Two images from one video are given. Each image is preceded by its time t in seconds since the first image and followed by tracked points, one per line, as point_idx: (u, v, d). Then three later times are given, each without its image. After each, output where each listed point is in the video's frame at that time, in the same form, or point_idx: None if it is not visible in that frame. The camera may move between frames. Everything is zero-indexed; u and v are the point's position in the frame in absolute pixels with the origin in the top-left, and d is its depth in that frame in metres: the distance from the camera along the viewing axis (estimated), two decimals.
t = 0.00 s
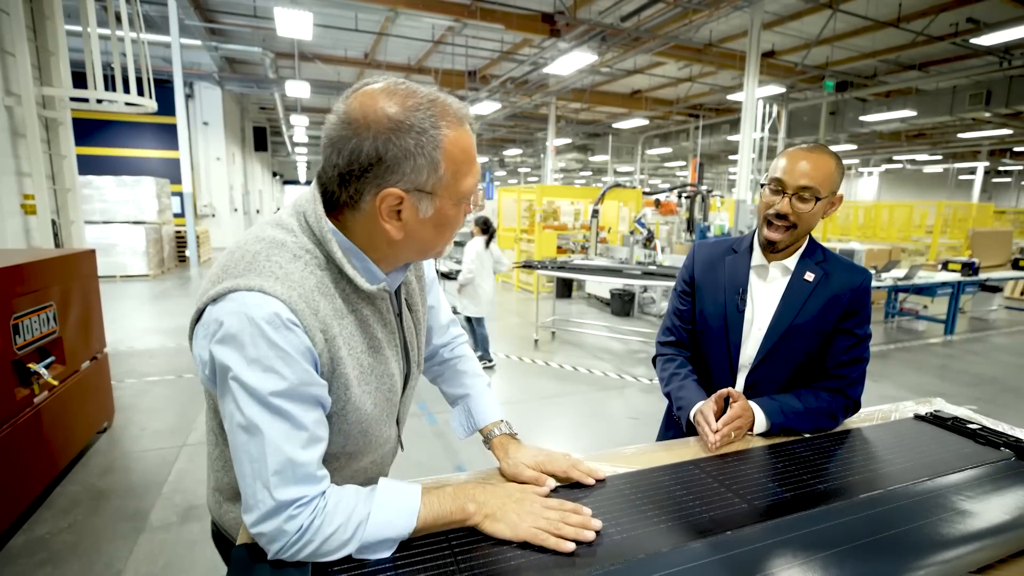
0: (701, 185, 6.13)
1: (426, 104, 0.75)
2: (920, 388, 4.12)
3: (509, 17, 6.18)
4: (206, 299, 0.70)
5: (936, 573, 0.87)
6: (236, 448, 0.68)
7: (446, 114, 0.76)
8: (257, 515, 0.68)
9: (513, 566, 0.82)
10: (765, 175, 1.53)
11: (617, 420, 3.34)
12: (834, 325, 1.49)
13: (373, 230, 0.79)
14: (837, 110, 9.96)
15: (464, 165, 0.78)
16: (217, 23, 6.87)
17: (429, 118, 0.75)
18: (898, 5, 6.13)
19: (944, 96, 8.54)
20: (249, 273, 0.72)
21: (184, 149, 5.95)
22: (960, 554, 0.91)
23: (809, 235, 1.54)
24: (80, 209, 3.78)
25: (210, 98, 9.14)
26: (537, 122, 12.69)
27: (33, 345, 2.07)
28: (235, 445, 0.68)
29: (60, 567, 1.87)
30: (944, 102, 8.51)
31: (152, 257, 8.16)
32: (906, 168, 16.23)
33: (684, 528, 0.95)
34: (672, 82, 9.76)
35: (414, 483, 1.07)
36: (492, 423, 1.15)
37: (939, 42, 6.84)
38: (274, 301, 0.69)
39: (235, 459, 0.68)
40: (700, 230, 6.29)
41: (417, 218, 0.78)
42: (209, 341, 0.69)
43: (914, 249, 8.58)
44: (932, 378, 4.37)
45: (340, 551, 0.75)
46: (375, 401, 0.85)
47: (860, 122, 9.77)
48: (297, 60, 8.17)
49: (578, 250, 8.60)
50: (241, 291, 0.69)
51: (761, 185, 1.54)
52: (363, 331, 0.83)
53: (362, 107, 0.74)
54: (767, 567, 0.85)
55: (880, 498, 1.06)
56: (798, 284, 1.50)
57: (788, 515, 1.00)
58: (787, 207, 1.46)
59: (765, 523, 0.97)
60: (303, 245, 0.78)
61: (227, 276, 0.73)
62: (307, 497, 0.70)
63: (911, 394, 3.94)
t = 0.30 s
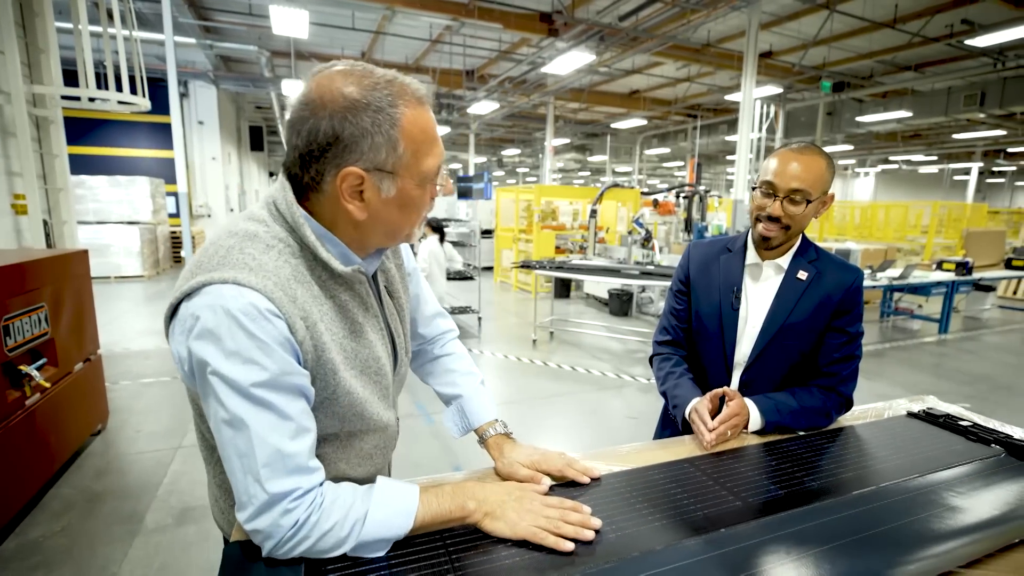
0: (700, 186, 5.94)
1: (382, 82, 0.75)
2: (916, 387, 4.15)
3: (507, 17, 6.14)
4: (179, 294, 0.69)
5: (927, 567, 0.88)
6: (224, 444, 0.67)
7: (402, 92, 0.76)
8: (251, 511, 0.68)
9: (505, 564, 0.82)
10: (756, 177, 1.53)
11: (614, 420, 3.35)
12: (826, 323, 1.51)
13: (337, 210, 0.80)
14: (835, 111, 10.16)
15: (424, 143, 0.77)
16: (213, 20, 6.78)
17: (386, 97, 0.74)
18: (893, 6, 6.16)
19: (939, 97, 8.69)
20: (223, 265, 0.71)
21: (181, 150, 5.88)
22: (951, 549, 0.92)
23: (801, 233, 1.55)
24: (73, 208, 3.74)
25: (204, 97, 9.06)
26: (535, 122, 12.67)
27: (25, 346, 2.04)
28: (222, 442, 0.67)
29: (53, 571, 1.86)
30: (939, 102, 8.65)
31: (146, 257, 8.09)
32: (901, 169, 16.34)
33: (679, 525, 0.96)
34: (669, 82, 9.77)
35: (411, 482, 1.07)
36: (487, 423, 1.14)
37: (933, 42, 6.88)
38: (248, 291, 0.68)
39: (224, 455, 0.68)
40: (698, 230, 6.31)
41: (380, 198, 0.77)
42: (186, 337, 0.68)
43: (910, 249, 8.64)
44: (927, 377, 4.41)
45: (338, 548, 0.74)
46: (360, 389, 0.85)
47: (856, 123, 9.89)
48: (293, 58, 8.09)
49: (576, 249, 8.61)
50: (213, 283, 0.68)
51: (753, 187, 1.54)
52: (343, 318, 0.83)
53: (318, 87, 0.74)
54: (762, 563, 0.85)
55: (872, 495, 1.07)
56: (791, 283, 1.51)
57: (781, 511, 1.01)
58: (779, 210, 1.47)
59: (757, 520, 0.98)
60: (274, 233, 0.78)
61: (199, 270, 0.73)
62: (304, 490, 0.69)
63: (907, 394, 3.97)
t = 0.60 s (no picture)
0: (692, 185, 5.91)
1: (348, 72, 0.75)
2: (906, 385, 4.19)
3: (499, 15, 6.11)
4: (148, 301, 0.69)
5: (913, 563, 0.90)
6: (209, 457, 0.66)
7: (370, 82, 0.76)
8: (245, 525, 0.67)
9: (499, 565, 0.83)
10: (722, 170, 1.60)
11: (607, 418, 3.37)
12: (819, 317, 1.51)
13: (309, 206, 0.79)
14: (826, 111, 10.22)
15: (395, 133, 0.77)
16: (203, 18, 6.73)
17: (354, 87, 0.74)
18: (884, 6, 6.20)
19: (928, 98, 8.72)
20: (191, 270, 0.71)
21: (170, 149, 5.84)
22: (937, 545, 0.94)
23: (778, 221, 1.56)
24: (60, 208, 3.71)
25: (194, 95, 8.99)
26: (528, 121, 12.68)
27: (11, 347, 2.02)
28: (207, 457, 0.67)
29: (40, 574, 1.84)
30: (928, 102, 8.71)
31: (136, 257, 8.04)
32: (892, 168, 16.47)
33: (671, 524, 0.96)
34: (662, 82, 9.79)
35: (400, 485, 1.07)
36: (476, 423, 1.14)
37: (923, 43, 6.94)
38: (219, 294, 0.68)
39: (210, 470, 0.67)
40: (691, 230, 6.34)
41: (352, 191, 0.77)
42: (161, 346, 0.68)
43: (900, 248, 8.72)
44: (916, 375, 4.46)
45: (341, 560, 0.74)
46: (338, 390, 0.85)
47: (847, 122, 9.94)
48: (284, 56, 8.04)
49: (569, 249, 8.61)
50: (183, 290, 0.68)
51: (720, 178, 1.61)
52: (317, 317, 0.83)
53: (281, 78, 0.74)
54: (749, 560, 0.86)
55: (862, 492, 1.08)
56: (780, 275, 1.52)
57: (772, 509, 1.01)
58: (742, 194, 1.52)
59: (748, 518, 0.98)
60: (242, 234, 0.78)
61: (166, 277, 0.72)
62: (300, 498, 0.69)
63: (896, 391, 4.01)
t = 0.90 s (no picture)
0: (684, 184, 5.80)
1: (348, 70, 0.75)
2: (895, 382, 4.22)
3: (491, 14, 6.11)
4: (130, 307, 0.68)
5: (903, 562, 0.90)
6: (192, 469, 0.66)
7: (370, 81, 0.76)
8: (233, 535, 0.67)
9: (485, 563, 0.83)
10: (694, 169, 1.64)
11: (599, 417, 3.37)
12: (797, 312, 1.52)
13: (301, 206, 0.79)
14: (816, 109, 10.24)
15: (394, 133, 0.78)
16: (193, 16, 6.72)
17: (353, 83, 0.75)
18: (874, 6, 6.22)
19: (918, 97, 8.77)
20: (174, 273, 0.70)
21: (158, 147, 5.82)
22: (928, 543, 0.94)
23: (752, 216, 1.59)
24: (49, 206, 3.69)
25: (185, 94, 8.97)
26: (519, 120, 12.67)
27: None
28: (191, 468, 0.66)
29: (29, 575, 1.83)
30: (918, 101, 8.74)
31: (126, 257, 8.02)
32: (882, 168, 16.57)
33: (660, 523, 0.96)
34: (654, 81, 9.80)
35: (389, 484, 1.07)
36: (465, 422, 1.14)
37: (913, 42, 6.97)
38: (206, 300, 0.67)
39: (194, 480, 0.66)
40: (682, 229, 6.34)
41: (351, 192, 0.78)
42: (143, 352, 0.67)
43: (891, 247, 8.77)
44: (906, 373, 4.48)
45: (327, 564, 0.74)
46: (326, 398, 0.85)
47: (837, 121, 9.98)
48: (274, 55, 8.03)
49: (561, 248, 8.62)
50: (166, 294, 0.67)
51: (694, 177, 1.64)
52: (308, 323, 0.84)
53: (277, 73, 0.74)
54: (737, 559, 0.87)
55: (853, 490, 1.09)
56: (758, 271, 1.54)
57: (762, 508, 1.02)
58: (715, 189, 1.55)
59: (739, 516, 0.99)
60: (229, 239, 0.77)
61: (147, 281, 0.71)
62: (289, 506, 0.69)
63: (886, 389, 4.03)
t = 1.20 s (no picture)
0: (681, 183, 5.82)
1: (339, 69, 0.75)
2: (891, 381, 4.23)
3: (487, 13, 6.10)
4: (117, 309, 0.68)
5: (898, 558, 0.91)
6: (183, 470, 0.65)
7: (361, 81, 0.76)
8: (226, 536, 0.67)
9: (481, 559, 0.84)
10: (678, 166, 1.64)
11: (595, 416, 3.38)
12: (778, 309, 1.53)
13: (290, 204, 0.79)
14: (813, 109, 10.26)
15: (385, 133, 0.78)
16: (188, 15, 6.69)
17: (343, 82, 0.75)
18: (871, 5, 6.22)
19: (915, 96, 8.74)
20: (162, 275, 0.70)
21: (153, 148, 5.81)
22: (923, 540, 0.94)
23: (733, 214, 1.59)
24: (44, 206, 3.69)
25: (180, 93, 8.95)
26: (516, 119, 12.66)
27: None
28: (181, 471, 0.66)
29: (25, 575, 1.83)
30: (915, 101, 8.72)
31: (121, 256, 8.00)
32: (879, 166, 16.58)
33: (654, 521, 0.96)
34: (651, 80, 9.80)
35: (388, 484, 1.07)
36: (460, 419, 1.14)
37: (909, 41, 6.95)
38: (195, 301, 0.67)
39: (185, 482, 0.66)
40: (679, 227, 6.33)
41: (340, 192, 0.77)
42: (132, 354, 0.67)
43: (888, 246, 8.78)
44: (902, 372, 4.49)
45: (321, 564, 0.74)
46: (318, 399, 0.85)
47: (834, 121, 9.99)
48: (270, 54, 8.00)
49: (557, 248, 8.62)
50: (155, 295, 0.67)
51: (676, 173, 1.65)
52: (299, 325, 0.83)
53: (265, 71, 0.74)
54: (731, 556, 0.87)
55: (848, 488, 1.09)
56: (738, 268, 1.54)
57: (757, 505, 1.02)
58: (695, 185, 1.56)
59: (733, 513, 0.99)
60: (218, 240, 0.77)
61: (135, 282, 0.71)
62: (282, 507, 0.69)
63: (881, 389, 4.04)
